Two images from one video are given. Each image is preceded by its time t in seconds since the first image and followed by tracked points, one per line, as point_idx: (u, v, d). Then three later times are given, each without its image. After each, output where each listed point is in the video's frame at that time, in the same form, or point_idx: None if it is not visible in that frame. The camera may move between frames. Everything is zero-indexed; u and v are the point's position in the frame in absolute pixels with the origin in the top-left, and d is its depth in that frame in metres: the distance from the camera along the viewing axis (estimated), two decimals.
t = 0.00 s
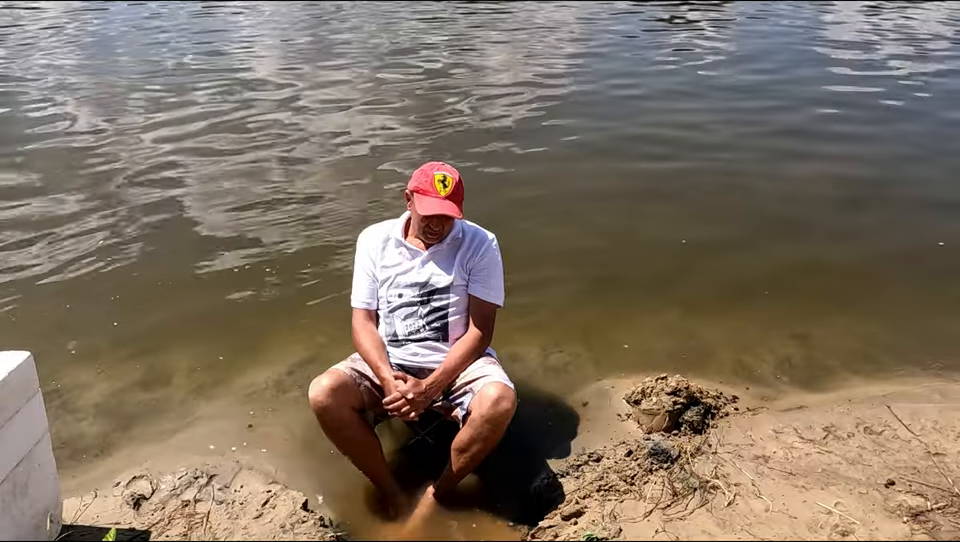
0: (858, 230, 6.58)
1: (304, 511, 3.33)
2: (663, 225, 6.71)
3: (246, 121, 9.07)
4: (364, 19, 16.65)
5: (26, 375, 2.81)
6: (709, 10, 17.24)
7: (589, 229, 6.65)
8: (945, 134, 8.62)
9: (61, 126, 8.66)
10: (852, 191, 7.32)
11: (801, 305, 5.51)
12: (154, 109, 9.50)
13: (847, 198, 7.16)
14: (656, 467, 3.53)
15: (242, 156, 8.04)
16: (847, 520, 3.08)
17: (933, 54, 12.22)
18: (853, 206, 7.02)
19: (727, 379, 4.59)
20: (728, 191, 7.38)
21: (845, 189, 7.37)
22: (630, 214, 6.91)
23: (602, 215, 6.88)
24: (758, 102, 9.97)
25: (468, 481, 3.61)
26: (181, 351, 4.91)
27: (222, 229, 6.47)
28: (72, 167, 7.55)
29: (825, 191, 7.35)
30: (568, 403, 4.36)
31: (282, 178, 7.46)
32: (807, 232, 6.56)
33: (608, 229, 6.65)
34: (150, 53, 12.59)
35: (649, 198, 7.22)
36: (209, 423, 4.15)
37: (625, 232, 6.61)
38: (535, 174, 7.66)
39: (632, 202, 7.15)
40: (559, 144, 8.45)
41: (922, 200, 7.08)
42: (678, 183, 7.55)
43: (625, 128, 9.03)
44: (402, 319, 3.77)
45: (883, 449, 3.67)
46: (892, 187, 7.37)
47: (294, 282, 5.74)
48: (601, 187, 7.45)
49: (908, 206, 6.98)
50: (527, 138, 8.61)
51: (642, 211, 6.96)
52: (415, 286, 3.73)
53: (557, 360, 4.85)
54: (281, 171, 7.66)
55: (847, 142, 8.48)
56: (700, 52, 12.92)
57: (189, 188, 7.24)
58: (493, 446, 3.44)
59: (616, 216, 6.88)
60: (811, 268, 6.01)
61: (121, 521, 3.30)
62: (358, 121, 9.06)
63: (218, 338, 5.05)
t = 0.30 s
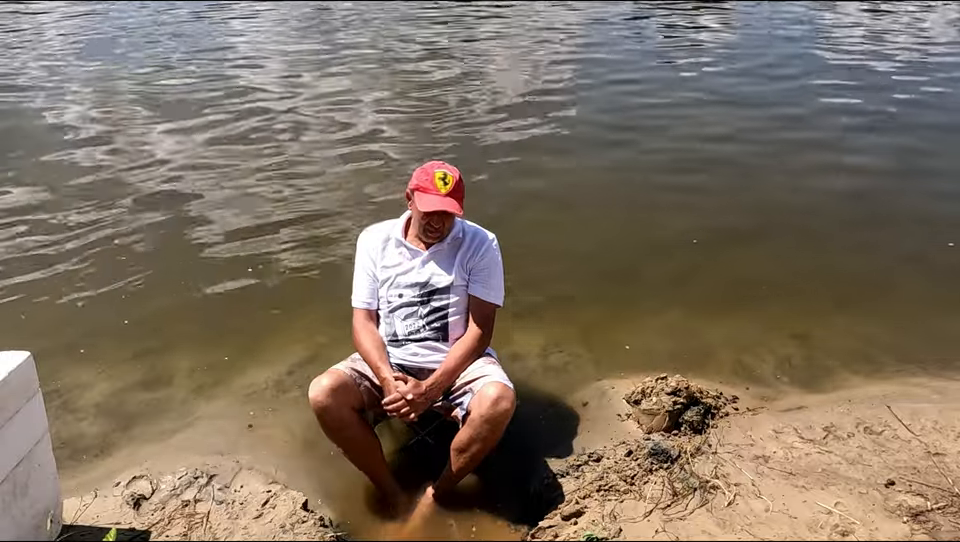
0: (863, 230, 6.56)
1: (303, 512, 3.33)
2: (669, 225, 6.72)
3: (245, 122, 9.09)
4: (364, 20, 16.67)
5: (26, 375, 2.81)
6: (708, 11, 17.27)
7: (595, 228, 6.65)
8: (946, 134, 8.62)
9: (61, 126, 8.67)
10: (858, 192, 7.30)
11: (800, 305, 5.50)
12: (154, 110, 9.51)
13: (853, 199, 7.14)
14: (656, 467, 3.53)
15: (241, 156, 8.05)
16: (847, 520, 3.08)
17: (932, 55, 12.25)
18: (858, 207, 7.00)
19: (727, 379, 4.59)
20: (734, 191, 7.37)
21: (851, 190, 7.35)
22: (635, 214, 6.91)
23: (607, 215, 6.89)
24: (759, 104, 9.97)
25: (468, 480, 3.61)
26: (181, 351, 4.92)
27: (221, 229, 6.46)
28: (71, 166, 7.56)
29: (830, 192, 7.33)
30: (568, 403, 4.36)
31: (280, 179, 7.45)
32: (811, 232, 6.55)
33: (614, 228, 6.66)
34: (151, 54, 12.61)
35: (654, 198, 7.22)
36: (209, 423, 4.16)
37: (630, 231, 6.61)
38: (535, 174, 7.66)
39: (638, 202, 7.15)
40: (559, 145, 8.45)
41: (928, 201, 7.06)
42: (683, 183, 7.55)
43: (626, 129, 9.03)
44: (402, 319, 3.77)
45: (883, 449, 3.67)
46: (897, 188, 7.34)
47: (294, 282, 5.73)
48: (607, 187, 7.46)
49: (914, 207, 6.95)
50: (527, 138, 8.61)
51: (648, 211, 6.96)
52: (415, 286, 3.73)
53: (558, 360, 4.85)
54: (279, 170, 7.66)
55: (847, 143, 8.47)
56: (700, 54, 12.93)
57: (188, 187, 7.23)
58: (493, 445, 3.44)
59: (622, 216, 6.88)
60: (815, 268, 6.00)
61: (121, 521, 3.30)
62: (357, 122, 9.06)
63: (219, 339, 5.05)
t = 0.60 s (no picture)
0: (870, 232, 6.53)
1: (303, 512, 3.33)
2: (676, 225, 6.72)
3: (246, 123, 9.10)
4: (364, 20, 16.68)
5: (26, 376, 2.81)
6: (708, 11, 17.26)
7: (603, 228, 6.66)
8: (946, 133, 8.61)
9: (61, 127, 8.69)
10: (866, 193, 7.27)
11: (800, 305, 5.50)
12: (155, 110, 9.52)
13: (857, 200, 7.12)
14: (656, 467, 3.53)
15: (241, 156, 8.06)
16: (847, 520, 3.07)
17: (933, 54, 12.24)
18: (865, 207, 6.97)
19: (727, 379, 4.59)
20: (741, 190, 7.37)
21: (860, 191, 7.33)
22: (639, 213, 6.91)
23: (615, 214, 6.89)
24: (759, 102, 9.97)
25: (468, 481, 3.61)
26: (180, 351, 4.92)
27: (221, 229, 6.46)
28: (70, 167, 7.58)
29: (838, 192, 7.31)
30: (568, 403, 4.36)
31: (280, 179, 7.46)
32: (818, 233, 6.54)
33: (622, 228, 6.67)
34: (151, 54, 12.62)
35: (662, 198, 7.22)
36: (209, 423, 4.16)
37: (638, 231, 6.61)
38: (535, 174, 7.66)
39: (647, 201, 7.15)
40: (558, 145, 8.45)
41: (937, 202, 7.01)
42: (690, 182, 7.54)
43: (626, 129, 9.02)
44: (402, 319, 3.77)
45: (883, 449, 3.66)
46: (905, 190, 7.31)
47: (294, 282, 5.73)
48: (615, 186, 7.47)
49: (923, 208, 6.90)
50: (527, 138, 8.61)
51: (656, 211, 6.96)
52: (415, 286, 3.74)
53: (558, 359, 4.85)
54: (278, 170, 7.65)
55: (847, 142, 8.46)
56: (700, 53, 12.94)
57: (188, 187, 7.24)
58: (493, 445, 3.44)
59: (630, 215, 6.88)
60: (821, 269, 5.99)
61: (121, 521, 3.30)
62: (358, 123, 9.07)
63: (218, 339, 5.05)
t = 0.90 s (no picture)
0: (872, 232, 6.54)
1: (303, 512, 3.33)
2: (690, 225, 6.72)
3: (246, 122, 9.10)
4: (364, 20, 16.69)
5: (26, 375, 2.81)
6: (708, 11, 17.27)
7: (615, 227, 6.67)
8: (946, 134, 8.61)
9: (61, 127, 8.69)
10: (880, 196, 7.19)
11: (801, 306, 5.50)
12: (154, 110, 9.52)
13: (860, 200, 7.12)
14: (656, 467, 3.53)
15: (241, 156, 8.05)
16: (847, 520, 3.08)
17: (933, 54, 12.25)
18: (878, 211, 6.90)
19: (727, 379, 4.59)
20: (752, 191, 7.36)
21: (874, 194, 7.25)
22: (641, 213, 6.92)
23: (627, 214, 6.90)
24: (759, 103, 9.98)
25: (468, 481, 3.61)
26: (180, 351, 4.92)
27: (221, 229, 6.46)
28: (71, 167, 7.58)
29: (850, 194, 7.25)
30: (568, 403, 4.36)
31: (280, 179, 7.46)
32: (830, 236, 6.49)
33: (634, 227, 6.67)
34: (151, 54, 12.63)
35: (676, 198, 7.22)
36: (209, 423, 4.15)
37: (650, 231, 6.62)
38: (537, 174, 7.66)
39: (660, 201, 7.15)
40: (559, 145, 8.44)
41: (946, 205, 6.96)
42: (704, 183, 7.53)
43: (626, 129, 9.03)
44: (402, 319, 3.77)
45: (883, 449, 3.67)
46: (918, 193, 7.23)
47: (295, 282, 5.73)
48: (628, 186, 7.48)
49: (927, 209, 6.89)
50: (527, 138, 8.61)
51: (670, 210, 6.96)
52: (415, 286, 3.74)
53: (558, 359, 4.85)
54: (277, 170, 7.65)
55: (848, 143, 8.46)
56: (699, 53, 12.95)
57: (188, 187, 7.24)
58: (492, 445, 3.44)
59: (642, 215, 6.89)
60: (831, 272, 5.95)
61: (121, 521, 3.30)
62: (358, 122, 9.07)
63: (218, 339, 5.05)
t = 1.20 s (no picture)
0: (874, 231, 6.53)
1: (303, 512, 3.33)
2: (706, 225, 6.71)
3: (245, 124, 9.12)
4: (364, 21, 16.71)
5: (26, 376, 2.81)
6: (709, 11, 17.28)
7: (632, 226, 6.69)
8: (946, 133, 8.61)
9: (60, 127, 8.70)
10: (896, 201, 7.08)
11: (802, 306, 5.50)
12: (154, 110, 9.53)
13: (863, 200, 7.12)
14: (656, 467, 3.53)
15: (241, 157, 8.08)
16: (847, 520, 3.07)
17: (932, 55, 12.26)
18: (895, 215, 6.80)
19: (727, 379, 4.59)
20: (767, 193, 7.33)
21: (890, 198, 7.15)
22: (643, 214, 6.91)
23: (642, 214, 6.90)
24: (759, 103, 9.98)
25: (469, 480, 3.61)
26: (180, 351, 4.92)
27: (221, 229, 6.46)
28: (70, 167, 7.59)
29: (866, 197, 7.16)
30: (568, 403, 4.36)
31: (279, 180, 7.47)
32: (843, 239, 6.43)
33: (648, 227, 6.68)
34: (151, 54, 12.64)
35: (693, 198, 7.23)
36: (209, 423, 4.16)
37: (664, 231, 6.62)
38: (539, 174, 7.66)
39: (676, 202, 7.14)
40: (560, 145, 8.44)
41: (948, 205, 6.95)
42: (717, 184, 7.51)
43: (626, 129, 9.03)
44: (402, 319, 3.77)
45: (883, 449, 3.66)
46: (920, 192, 7.23)
47: (294, 282, 5.73)
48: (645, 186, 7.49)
49: (929, 210, 6.88)
50: (527, 138, 8.62)
51: (687, 211, 6.96)
52: (415, 286, 3.74)
53: (558, 359, 4.85)
54: (277, 171, 7.66)
55: (848, 143, 8.46)
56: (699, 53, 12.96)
57: (188, 187, 7.25)
58: (493, 445, 3.45)
59: (657, 215, 6.89)
60: (842, 274, 5.90)
61: (121, 521, 3.30)
62: (357, 124, 9.09)
63: (219, 339, 5.05)
